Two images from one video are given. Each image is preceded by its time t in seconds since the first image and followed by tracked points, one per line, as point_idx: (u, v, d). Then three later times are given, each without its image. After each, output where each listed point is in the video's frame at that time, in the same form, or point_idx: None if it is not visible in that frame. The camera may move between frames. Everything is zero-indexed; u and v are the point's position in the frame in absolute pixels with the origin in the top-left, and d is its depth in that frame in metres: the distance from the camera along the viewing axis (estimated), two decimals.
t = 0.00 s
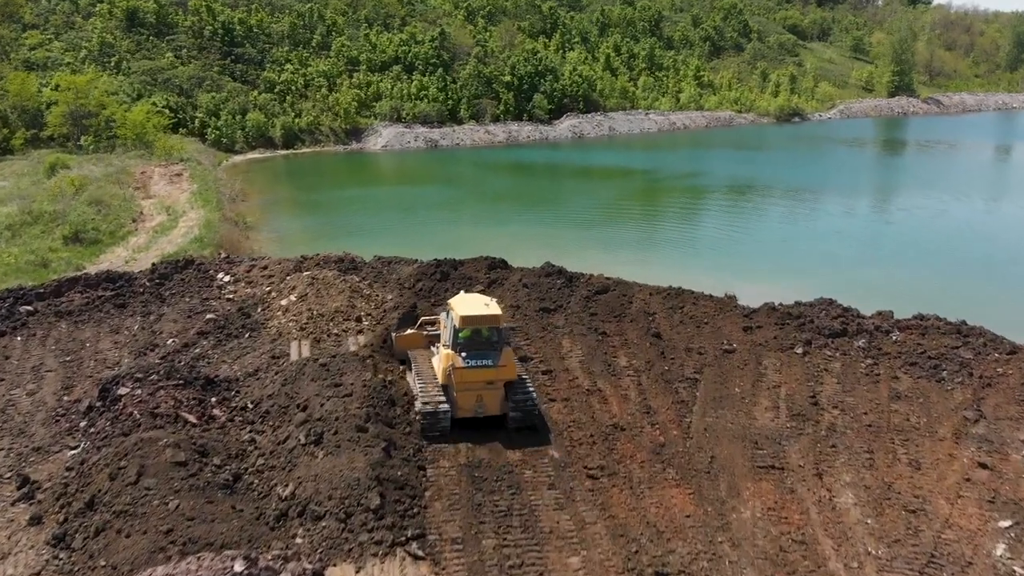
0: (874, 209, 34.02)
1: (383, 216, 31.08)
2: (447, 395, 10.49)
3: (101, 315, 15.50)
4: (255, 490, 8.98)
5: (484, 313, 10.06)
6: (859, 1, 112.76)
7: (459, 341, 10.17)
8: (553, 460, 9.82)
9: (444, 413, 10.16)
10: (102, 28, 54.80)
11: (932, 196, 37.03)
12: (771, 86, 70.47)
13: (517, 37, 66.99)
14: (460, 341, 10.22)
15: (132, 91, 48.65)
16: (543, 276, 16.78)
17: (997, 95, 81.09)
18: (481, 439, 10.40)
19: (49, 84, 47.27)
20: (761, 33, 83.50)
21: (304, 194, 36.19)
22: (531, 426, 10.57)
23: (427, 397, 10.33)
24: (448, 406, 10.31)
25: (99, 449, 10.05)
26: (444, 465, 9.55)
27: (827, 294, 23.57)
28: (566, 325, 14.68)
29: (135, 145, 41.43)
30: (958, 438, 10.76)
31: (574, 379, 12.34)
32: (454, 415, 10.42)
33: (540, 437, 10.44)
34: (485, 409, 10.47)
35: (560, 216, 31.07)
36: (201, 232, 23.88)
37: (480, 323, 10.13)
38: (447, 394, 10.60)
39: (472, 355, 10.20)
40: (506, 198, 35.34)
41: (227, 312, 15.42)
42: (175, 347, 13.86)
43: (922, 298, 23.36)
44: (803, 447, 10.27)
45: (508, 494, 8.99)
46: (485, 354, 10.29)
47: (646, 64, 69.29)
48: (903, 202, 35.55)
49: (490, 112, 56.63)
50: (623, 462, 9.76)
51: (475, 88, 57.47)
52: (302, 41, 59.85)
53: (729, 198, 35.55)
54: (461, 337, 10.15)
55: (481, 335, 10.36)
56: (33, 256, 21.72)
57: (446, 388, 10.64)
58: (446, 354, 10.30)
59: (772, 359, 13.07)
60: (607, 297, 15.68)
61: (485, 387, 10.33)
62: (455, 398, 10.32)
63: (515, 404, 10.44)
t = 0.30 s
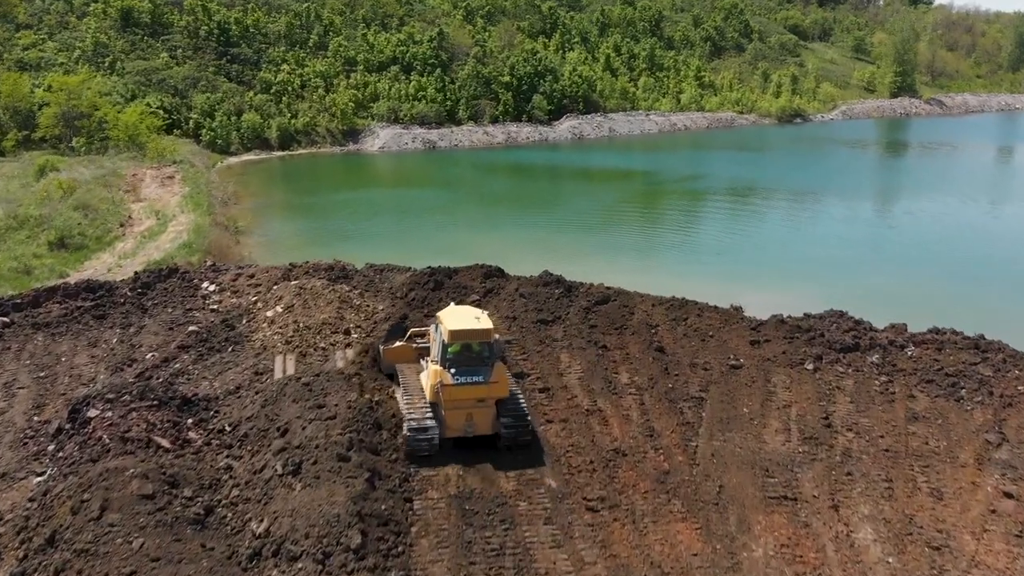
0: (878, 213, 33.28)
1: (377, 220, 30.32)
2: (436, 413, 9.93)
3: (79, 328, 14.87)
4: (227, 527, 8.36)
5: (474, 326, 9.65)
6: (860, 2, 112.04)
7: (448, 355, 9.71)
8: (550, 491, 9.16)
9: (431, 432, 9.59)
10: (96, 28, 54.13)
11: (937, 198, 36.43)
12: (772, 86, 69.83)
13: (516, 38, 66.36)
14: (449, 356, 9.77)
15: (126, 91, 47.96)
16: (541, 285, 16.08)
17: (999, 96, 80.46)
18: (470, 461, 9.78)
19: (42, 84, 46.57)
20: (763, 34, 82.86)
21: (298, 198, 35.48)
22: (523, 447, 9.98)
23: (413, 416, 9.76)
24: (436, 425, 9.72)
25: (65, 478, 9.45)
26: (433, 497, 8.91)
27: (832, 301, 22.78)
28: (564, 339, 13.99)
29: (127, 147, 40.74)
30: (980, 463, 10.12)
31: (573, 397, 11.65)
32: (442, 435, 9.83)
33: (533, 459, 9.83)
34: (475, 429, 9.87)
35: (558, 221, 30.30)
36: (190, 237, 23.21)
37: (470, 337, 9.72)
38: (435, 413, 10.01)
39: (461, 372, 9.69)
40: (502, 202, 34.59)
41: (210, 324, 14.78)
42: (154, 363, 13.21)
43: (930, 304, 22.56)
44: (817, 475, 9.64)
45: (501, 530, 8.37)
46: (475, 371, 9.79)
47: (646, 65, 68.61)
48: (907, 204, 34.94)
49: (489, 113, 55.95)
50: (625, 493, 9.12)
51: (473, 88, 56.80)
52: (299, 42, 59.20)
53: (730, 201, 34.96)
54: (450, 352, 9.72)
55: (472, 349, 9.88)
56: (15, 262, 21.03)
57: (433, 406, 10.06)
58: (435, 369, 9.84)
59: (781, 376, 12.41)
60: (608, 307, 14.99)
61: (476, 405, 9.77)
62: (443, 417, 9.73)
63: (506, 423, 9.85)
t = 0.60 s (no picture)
0: (883, 216, 32.54)
1: (371, 224, 29.61)
2: (423, 433, 9.35)
3: (56, 341, 14.23)
4: (197, 567, 7.77)
5: (463, 341, 9.09)
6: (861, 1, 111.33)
7: (436, 372, 9.16)
8: (547, 526, 8.53)
9: (417, 455, 9.02)
10: (90, 28, 53.47)
11: (942, 201, 35.77)
12: (774, 87, 69.20)
13: (516, 38, 65.73)
14: (437, 373, 9.21)
15: (120, 92, 47.31)
16: (538, 295, 15.39)
17: (1002, 97, 79.82)
18: (459, 484, 9.20)
19: (34, 85, 45.89)
20: (764, 34, 82.23)
21: (293, 200, 34.78)
22: (515, 469, 9.38)
23: (399, 435, 9.21)
24: (423, 446, 9.15)
25: (26, 510, 8.83)
26: (422, 533, 8.29)
27: (840, 307, 21.98)
28: (563, 352, 13.30)
29: (120, 148, 40.08)
30: (1007, 493, 9.51)
31: (572, 417, 10.97)
32: (429, 456, 9.25)
33: (526, 483, 9.24)
34: (464, 450, 9.33)
35: (557, 225, 29.58)
36: (179, 243, 22.55)
37: (460, 353, 9.16)
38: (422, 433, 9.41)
39: (450, 390, 9.13)
40: (501, 205, 33.86)
41: (192, 336, 14.14)
42: (130, 379, 12.57)
43: (940, 312, 21.79)
44: (833, 508, 9.04)
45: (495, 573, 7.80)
46: (465, 389, 9.19)
47: (647, 65, 67.93)
48: (913, 208, 34.27)
49: (488, 114, 55.28)
50: (627, 527, 8.52)
51: (472, 88, 56.15)
52: (295, 42, 58.55)
53: (733, 204, 34.33)
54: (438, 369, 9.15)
55: (462, 366, 9.32)
56: None
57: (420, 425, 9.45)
58: (422, 387, 9.27)
59: (791, 395, 11.77)
60: (609, 318, 14.30)
61: (466, 425, 9.23)
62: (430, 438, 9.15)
63: (498, 444, 9.25)
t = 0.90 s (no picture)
0: (887, 218, 31.76)
1: (366, 227, 28.88)
2: (409, 455, 8.88)
3: (32, 355, 13.61)
4: None
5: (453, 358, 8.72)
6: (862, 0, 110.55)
7: (424, 392, 8.73)
8: (546, 566, 7.96)
9: (404, 479, 8.55)
10: (84, 28, 52.79)
11: (947, 203, 35.12)
12: (776, 87, 68.55)
13: (515, 37, 65.07)
14: (425, 392, 8.78)
15: (113, 93, 46.64)
16: (537, 305, 14.67)
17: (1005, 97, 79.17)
18: (447, 509, 8.72)
19: (26, 85, 45.20)
20: (765, 33, 81.57)
21: (286, 202, 34.04)
22: (506, 495, 8.94)
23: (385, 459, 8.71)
24: (410, 469, 8.66)
25: None
26: None
27: (847, 313, 21.17)
28: (562, 367, 12.59)
29: (113, 150, 39.42)
30: None
31: (572, 440, 10.30)
32: (416, 480, 8.76)
33: (517, 509, 8.78)
34: (454, 473, 8.84)
35: (555, 228, 28.80)
36: (167, 248, 21.91)
37: (450, 370, 8.75)
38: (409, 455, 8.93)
39: (438, 410, 8.71)
40: (498, 208, 33.10)
41: (173, 350, 13.51)
42: (105, 397, 11.94)
43: (952, 318, 20.97)
44: (853, 545, 8.49)
45: None
46: (454, 408, 8.78)
47: (648, 64, 67.23)
48: (917, 210, 33.61)
49: (487, 114, 54.60)
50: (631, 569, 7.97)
51: (471, 88, 55.48)
52: (292, 41, 57.80)
53: (734, 205, 33.67)
54: (426, 387, 8.74)
55: (451, 385, 8.90)
56: None
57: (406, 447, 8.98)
58: (409, 406, 8.84)
59: (804, 414, 11.12)
60: (610, 330, 13.59)
61: (455, 447, 8.76)
62: (418, 460, 8.68)
63: (488, 467, 8.82)
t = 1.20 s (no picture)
0: (892, 222, 30.97)
1: (359, 232, 28.03)
2: (393, 483, 8.37)
3: (3, 372, 13.01)
4: None
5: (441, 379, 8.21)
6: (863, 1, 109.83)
7: (408, 415, 8.20)
8: None
9: (386, 511, 8.11)
10: (78, 27, 52.12)
11: (951, 205, 34.50)
12: (778, 88, 67.90)
13: (514, 37, 64.44)
14: (409, 415, 8.26)
15: (106, 93, 45.97)
16: (534, 318, 13.94)
17: (1008, 98, 78.58)
18: (433, 540, 8.30)
19: (18, 86, 44.51)
20: (767, 33, 80.93)
21: (279, 206, 33.24)
22: (493, 524, 8.53)
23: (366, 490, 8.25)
24: (392, 499, 8.18)
25: None
26: None
27: (857, 320, 20.28)
28: (561, 386, 11.81)
29: (104, 152, 38.75)
30: None
31: (570, 469, 9.65)
32: (400, 509, 8.26)
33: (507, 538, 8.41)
34: (440, 502, 8.34)
35: (554, 233, 27.96)
36: (153, 254, 21.27)
37: (436, 393, 8.23)
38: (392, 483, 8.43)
39: (423, 435, 8.21)
40: (494, 212, 32.24)
41: (151, 366, 12.90)
42: (75, 419, 11.34)
43: (967, 326, 20.10)
44: None
45: None
46: (440, 432, 8.28)
47: (648, 65, 66.59)
48: (921, 212, 32.99)
49: (486, 115, 53.93)
50: None
51: (470, 89, 54.84)
52: (289, 41, 57.14)
53: (736, 208, 33.04)
54: (411, 410, 8.22)
55: (437, 407, 8.38)
56: None
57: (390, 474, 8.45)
58: (392, 430, 8.31)
59: (818, 438, 10.47)
60: (611, 346, 12.86)
61: (441, 473, 8.27)
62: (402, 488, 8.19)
63: (476, 494, 8.36)
